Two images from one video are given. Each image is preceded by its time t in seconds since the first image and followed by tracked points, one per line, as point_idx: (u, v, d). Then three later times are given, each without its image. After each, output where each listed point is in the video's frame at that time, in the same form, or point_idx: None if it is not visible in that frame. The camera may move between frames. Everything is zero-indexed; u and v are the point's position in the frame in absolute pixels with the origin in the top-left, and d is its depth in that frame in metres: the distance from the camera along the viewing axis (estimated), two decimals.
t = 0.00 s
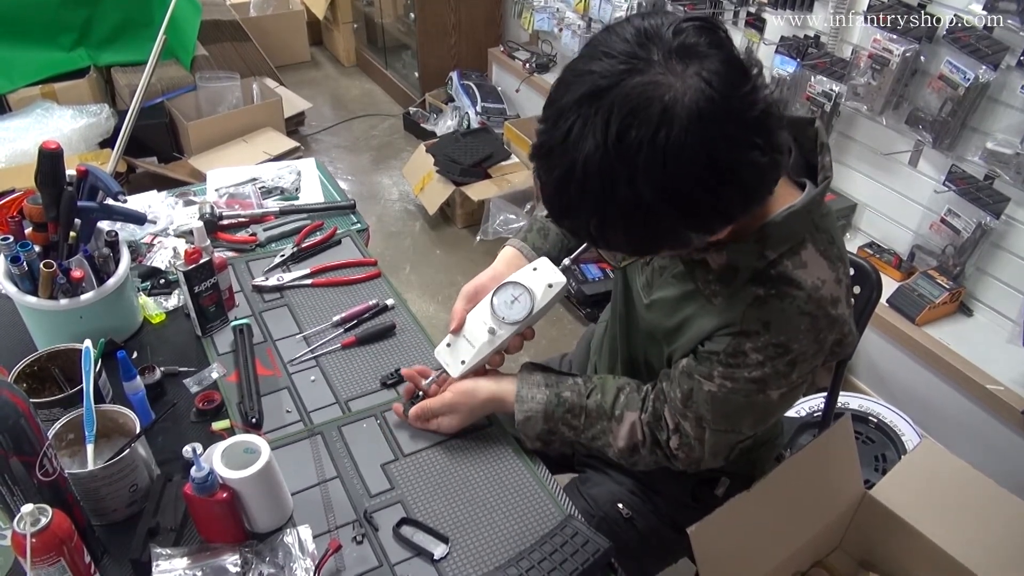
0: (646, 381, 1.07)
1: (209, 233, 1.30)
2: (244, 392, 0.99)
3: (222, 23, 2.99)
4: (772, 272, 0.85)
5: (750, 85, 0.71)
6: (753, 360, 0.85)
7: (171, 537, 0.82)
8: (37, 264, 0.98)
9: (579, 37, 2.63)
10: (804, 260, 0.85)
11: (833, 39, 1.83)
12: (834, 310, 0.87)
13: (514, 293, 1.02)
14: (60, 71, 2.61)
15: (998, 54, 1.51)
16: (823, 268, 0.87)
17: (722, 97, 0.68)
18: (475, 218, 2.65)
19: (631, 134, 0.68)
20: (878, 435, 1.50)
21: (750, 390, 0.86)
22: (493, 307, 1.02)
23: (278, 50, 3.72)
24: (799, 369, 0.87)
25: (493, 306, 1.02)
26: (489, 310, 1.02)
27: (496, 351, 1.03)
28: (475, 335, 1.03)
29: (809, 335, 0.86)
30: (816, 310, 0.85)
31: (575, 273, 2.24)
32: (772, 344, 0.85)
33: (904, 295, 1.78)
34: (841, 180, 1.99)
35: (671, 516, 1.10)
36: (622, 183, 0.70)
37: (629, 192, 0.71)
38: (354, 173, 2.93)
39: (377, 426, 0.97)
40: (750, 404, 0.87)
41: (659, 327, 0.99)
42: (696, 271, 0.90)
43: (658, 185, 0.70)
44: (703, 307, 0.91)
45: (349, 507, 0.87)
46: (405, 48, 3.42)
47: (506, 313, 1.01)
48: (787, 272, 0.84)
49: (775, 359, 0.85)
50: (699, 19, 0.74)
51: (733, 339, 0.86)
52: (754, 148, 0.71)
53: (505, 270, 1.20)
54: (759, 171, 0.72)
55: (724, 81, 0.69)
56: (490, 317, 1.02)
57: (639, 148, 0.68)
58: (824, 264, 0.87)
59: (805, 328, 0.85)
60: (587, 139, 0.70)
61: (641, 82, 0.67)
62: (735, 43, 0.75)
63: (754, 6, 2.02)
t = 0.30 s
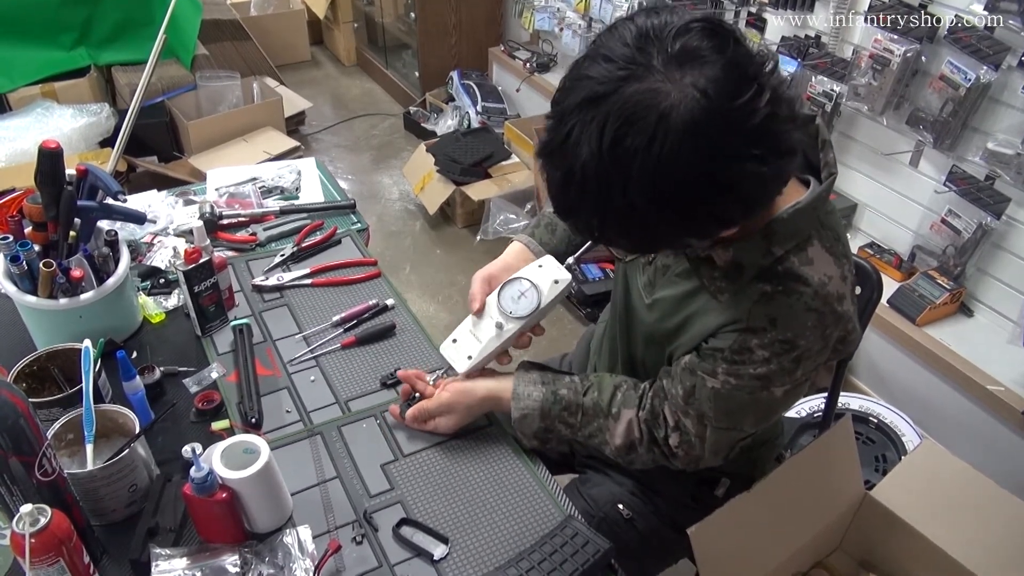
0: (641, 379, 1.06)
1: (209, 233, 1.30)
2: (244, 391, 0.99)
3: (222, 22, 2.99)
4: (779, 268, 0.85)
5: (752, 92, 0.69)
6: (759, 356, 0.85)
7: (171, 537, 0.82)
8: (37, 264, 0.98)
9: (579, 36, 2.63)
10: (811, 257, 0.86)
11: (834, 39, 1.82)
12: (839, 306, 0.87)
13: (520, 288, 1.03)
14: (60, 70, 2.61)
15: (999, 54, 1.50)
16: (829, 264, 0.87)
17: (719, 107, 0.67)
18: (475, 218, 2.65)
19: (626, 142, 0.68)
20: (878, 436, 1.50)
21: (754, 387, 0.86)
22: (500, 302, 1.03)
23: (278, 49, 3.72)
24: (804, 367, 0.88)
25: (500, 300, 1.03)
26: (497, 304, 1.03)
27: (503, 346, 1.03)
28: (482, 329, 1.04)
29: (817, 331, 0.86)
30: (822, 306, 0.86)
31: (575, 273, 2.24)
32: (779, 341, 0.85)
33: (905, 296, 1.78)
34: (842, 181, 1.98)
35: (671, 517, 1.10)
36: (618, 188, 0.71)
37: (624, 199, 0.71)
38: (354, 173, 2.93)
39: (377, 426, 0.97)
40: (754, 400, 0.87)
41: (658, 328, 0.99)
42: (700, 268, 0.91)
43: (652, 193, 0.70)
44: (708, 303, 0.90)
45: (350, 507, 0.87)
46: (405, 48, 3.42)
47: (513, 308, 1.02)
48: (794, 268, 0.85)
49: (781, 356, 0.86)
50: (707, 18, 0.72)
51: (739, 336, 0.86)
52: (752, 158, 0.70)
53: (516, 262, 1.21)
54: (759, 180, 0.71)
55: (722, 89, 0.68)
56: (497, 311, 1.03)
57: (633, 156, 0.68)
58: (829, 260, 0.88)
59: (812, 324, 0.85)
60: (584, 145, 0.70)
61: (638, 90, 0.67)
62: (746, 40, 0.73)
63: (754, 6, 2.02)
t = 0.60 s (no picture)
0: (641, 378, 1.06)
1: (209, 232, 1.29)
2: (243, 391, 0.99)
3: (222, 22, 2.99)
4: (781, 267, 0.85)
5: (765, 87, 0.70)
6: (761, 355, 0.85)
7: (170, 537, 0.82)
8: (36, 263, 0.98)
9: (579, 36, 2.63)
10: (813, 256, 0.86)
11: (834, 39, 1.82)
12: (842, 305, 0.87)
13: (517, 292, 1.03)
14: (60, 69, 2.61)
15: (999, 54, 1.50)
16: (831, 263, 0.87)
17: (733, 101, 0.68)
18: (475, 218, 2.65)
19: (639, 134, 0.68)
20: (878, 435, 1.50)
21: (756, 385, 0.86)
22: (495, 302, 1.03)
23: (278, 49, 3.72)
24: (805, 366, 0.87)
25: (496, 301, 1.03)
26: (492, 305, 1.03)
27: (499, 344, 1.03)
28: (473, 327, 1.04)
29: (818, 330, 0.86)
30: (824, 305, 0.86)
31: (575, 273, 2.24)
32: (780, 340, 0.85)
33: (905, 295, 1.77)
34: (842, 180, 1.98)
35: (671, 516, 1.10)
36: (629, 183, 0.70)
37: (635, 193, 0.71)
38: (354, 172, 2.93)
39: (377, 426, 0.97)
40: (756, 399, 0.87)
41: (660, 328, 0.98)
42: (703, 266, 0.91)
43: (664, 187, 0.70)
44: (711, 302, 0.90)
45: (349, 507, 0.87)
46: (405, 47, 3.42)
47: (508, 310, 1.02)
48: (796, 267, 0.85)
49: (783, 355, 0.85)
50: (719, 13, 0.73)
51: (741, 335, 0.86)
52: (763, 153, 0.71)
53: (503, 255, 1.19)
54: (770, 176, 0.72)
55: (736, 83, 0.68)
56: (491, 312, 1.03)
57: (646, 148, 0.68)
58: (832, 259, 0.88)
59: (815, 323, 0.85)
60: (595, 137, 0.70)
61: (653, 82, 0.67)
62: (755, 37, 0.74)
63: (754, 5, 2.02)
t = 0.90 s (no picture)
0: (642, 378, 1.07)
1: (209, 232, 1.29)
2: (244, 392, 0.99)
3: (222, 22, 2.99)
4: (784, 270, 0.85)
5: (768, 90, 0.70)
6: (763, 358, 0.85)
7: (171, 537, 0.82)
8: (37, 263, 0.98)
9: (579, 35, 2.63)
10: (815, 258, 0.86)
11: (834, 39, 1.82)
12: (844, 307, 0.88)
13: (525, 291, 1.02)
14: (60, 69, 2.61)
15: (999, 54, 1.50)
16: (834, 266, 0.88)
17: (738, 104, 0.68)
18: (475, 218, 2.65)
19: (645, 140, 0.68)
20: (878, 435, 1.50)
21: (758, 387, 0.86)
22: (504, 300, 1.02)
23: (279, 49, 3.72)
24: (807, 367, 0.88)
25: (505, 299, 1.02)
26: (501, 303, 1.02)
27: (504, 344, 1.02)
28: (481, 326, 1.02)
29: (820, 333, 0.86)
30: (826, 308, 0.86)
31: (576, 272, 2.24)
32: (783, 342, 0.85)
33: (905, 295, 1.78)
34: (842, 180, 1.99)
35: (671, 516, 1.10)
36: (636, 191, 0.70)
37: (642, 200, 0.71)
38: (354, 172, 2.93)
39: (377, 426, 0.97)
40: (757, 401, 0.87)
41: (661, 329, 0.99)
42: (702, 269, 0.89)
43: (670, 192, 0.70)
44: (713, 304, 0.90)
45: (350, 507, 0.87)
46: (405, 47, 3.42)
47: (518, 308, 1.01)
48: (799, 270, 0.85)
49: (785, 357, 0.86)
50: (720, 18, 0.74)
51: (743, 337, 0.86)
52: (769, 156, 0.71)
53: (497, 253, 1.16)
54: (777, 179, 0.72)
55: (740, 87, 0.68)
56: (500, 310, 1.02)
57: (652, 155, 0.68)
58: (834, 261, 0.88)
59: (817, 326, 0.86)
60: (601, 143, 0.70)
61: (657, 88, 0.67)
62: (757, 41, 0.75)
63: (754, 5, 2.02)
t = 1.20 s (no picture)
0: (643, 377, 1.07)
1: (209, 232, 1.29)
2: (244, 392, 0.99)
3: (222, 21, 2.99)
4: (787, 272, 0.85)
5: (779, 91, 0.71)
6: (765, 359, 0.85)
7: (171, 537, 0.82)
8: (37, 263, 0.98)
9: (580, 35, 2.63)
10: (818, 260, 0.86)
11: (834, 39, 1.82)
12: (846, 309, 0.88)
13: (518, 281, 1.01)
14: (60, 69, 2.61)
15: (999, 54, 1.50)
16: (836, 267, 0.88)
17: (750, 104, 0.68)
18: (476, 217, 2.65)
19: (657, 140, 0.68)
20: (878, 435, 1.50)
21: (760, 388, 0.86)
22: (497, 290, 1.02)
23: (279, 49, 3.72)
24: (809, 369, 0.88)
25: (498, 289, 1.02)
26: (494, 294, 1.02)
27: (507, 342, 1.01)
28: (475, 317, 1.02)
29: (823, 335, 0.86)
30: (829, 310, 0.86)
31: (576, 272, 2.24)
32: (785, 344, 0.85)
33: (904, 296, 1.78)
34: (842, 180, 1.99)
35: (672, 517, 1.10)
36: (647, 191, 0.70)
37: (653, 200, 0.71)
38: (354, 172, 2.93)
39: (377, 426, 0.97)
40: (759, 402, 0.87)
41: (663, 329, 0.99)
42: (706, 270, 0.89)
43: (682, 192, 0.70)
44: (716, 305, 0.90)
45: (349, 507, 0.87)
46: (405, 47, 3.42)
47: (509, 298, 1.01)
48: (801, 272, 0.85)
49: (787, 358, 0.86)
50: (730, 19, 0.74)
51: (746, 338, 0.86)
52: (780, 156, 0.71)
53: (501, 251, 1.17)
54: (788, 179, 0.72)
55: (752, 87, 0.69)
56: (493, 300, 1.01)
57: (665, 155, 0.68)
58: (836, 262, 0.88)
59: (819, 328, 0.86)
60: (612, 143, 0.70)
61: (670, 88, 0.67)
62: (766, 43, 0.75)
63: (754, 5, 2.02)
